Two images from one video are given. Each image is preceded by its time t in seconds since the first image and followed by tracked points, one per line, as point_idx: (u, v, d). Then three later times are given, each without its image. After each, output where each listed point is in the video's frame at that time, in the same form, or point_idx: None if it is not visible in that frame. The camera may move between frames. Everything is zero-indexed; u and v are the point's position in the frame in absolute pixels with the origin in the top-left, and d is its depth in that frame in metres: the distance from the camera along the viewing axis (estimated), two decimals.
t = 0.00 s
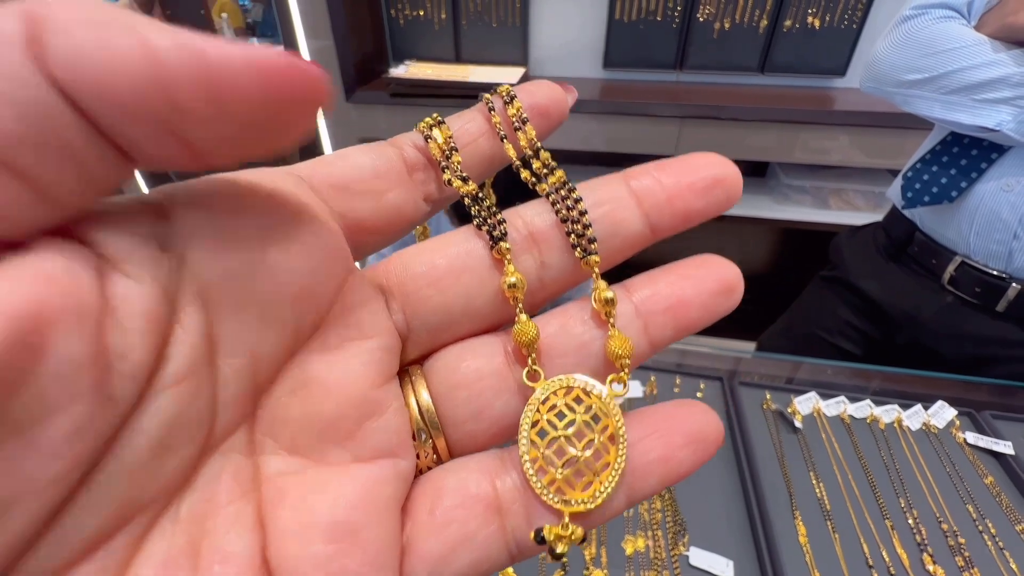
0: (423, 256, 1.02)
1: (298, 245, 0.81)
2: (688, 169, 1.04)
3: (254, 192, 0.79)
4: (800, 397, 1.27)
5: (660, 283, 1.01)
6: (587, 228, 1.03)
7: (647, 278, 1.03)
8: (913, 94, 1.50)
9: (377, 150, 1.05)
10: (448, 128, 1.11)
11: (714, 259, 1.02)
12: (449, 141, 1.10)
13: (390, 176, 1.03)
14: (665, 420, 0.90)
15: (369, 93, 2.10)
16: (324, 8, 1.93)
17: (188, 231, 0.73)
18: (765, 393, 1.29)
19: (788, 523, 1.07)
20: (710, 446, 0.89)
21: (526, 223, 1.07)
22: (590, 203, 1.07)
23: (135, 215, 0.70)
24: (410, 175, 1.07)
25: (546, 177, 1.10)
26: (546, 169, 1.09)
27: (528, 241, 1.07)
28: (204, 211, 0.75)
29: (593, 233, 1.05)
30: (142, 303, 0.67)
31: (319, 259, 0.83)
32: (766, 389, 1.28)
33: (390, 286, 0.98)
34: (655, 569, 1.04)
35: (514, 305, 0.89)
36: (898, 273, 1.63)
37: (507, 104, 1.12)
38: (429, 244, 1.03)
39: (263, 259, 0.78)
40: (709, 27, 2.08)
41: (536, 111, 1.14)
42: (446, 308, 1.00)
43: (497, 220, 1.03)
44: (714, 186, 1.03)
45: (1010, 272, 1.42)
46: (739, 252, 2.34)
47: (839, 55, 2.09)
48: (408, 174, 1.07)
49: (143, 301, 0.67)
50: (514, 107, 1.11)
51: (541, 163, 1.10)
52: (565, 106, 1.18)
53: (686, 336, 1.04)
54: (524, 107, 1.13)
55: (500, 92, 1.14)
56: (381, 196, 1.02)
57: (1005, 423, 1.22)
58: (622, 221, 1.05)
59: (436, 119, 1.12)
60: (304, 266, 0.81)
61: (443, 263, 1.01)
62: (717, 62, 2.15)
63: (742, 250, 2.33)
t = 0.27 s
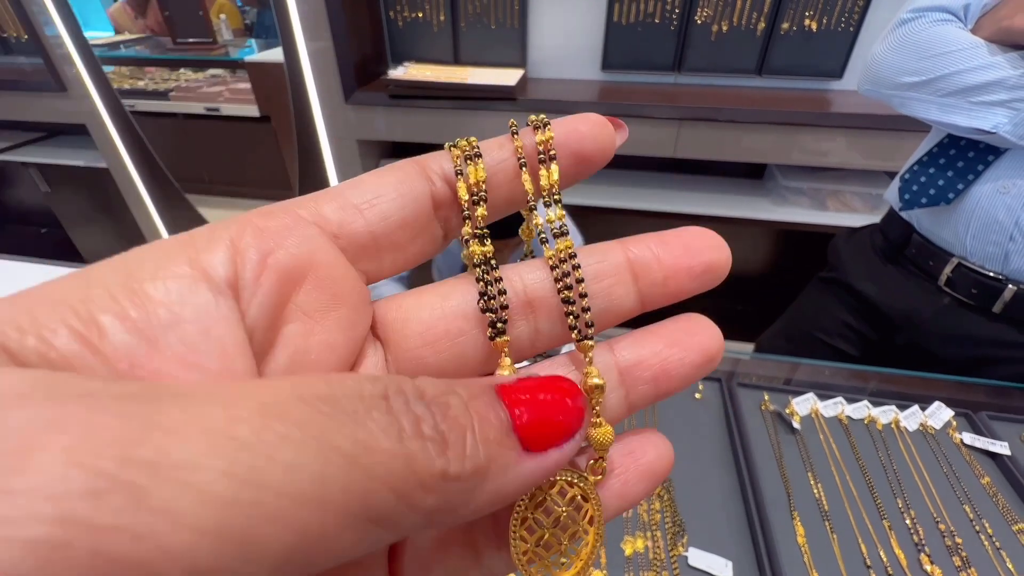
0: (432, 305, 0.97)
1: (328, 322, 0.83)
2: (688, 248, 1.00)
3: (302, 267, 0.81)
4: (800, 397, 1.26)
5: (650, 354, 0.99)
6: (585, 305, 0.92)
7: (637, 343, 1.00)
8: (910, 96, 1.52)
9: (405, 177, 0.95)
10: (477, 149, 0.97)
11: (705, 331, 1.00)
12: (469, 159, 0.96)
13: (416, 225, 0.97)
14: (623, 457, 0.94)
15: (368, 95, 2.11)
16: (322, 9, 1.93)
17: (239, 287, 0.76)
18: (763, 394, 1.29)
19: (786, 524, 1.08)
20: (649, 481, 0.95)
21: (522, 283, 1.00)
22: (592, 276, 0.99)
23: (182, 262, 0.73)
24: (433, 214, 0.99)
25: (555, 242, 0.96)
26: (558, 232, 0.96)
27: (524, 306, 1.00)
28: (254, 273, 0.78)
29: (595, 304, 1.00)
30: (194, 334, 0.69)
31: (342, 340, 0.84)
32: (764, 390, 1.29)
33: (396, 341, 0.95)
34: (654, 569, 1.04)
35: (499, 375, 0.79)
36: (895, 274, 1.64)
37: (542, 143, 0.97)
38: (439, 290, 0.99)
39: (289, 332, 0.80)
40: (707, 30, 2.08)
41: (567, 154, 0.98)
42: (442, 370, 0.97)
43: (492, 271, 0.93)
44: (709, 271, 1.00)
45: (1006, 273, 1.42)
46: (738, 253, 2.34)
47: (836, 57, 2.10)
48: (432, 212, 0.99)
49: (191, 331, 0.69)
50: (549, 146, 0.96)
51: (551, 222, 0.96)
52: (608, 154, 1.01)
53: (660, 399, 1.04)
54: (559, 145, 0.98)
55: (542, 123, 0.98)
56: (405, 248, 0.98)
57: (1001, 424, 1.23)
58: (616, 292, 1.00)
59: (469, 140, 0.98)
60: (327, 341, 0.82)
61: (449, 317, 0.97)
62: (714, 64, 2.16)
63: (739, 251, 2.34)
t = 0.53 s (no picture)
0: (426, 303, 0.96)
1: (325, 333, 0.83)
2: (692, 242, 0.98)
3: (300, 274, 0.80)
4: (798, 398, 1.26)
5: (653, 358, 0.98)
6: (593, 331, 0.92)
7: (640, 345, 0.99)
8: (908, 96, 1.52)
9: (408, 169, 0.94)
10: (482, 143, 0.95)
11: (708, 331, 0.99)
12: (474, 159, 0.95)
13: (416, 222, 0.96)
14: (630, 471, 0.93)
15: (366, 95, 2.10)
16: (318, 9, 1.92)
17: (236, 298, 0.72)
18: (762, 395, 1.29)
19: (786, 526, 1.07)
20: (659, 499, 0.93)
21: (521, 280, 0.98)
22: (595, 271, 0.98)
23: (170, 268, 0.68)
24: (433, 208, 0.98)
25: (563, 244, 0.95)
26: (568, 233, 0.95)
27: (525, 307, 0.99)
28: (249, 281, 0.73)
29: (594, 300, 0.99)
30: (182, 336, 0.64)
31: (338, 350, 0.85)
32: (763, 391, 1.29)
33: (388, 344, 0.95)
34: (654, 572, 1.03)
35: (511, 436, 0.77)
36: (893, 274, 1.63)
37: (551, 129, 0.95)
38: (433, 289, 0.97)
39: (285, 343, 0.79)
40: (705, 30, 2.08)
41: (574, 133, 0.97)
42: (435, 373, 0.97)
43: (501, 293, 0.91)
44: (713, 261, 0.99)
45: (1005, 273, 1.42)
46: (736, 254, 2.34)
47: (834, 58, 2.10)
48: (433, 207, 0.98)
49: (181, 343, 0.63)
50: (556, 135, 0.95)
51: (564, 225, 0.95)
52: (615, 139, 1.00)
53: (667, 401, 1.03)
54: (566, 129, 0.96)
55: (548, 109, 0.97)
56: (404, 247, 0.98)
57: (1001, 424, 1.23)
58: (618, 287, 1.00)
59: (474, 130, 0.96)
60: (325, 353, 0.83)
61: (444, 317, 0.96)
62: (713, 65, 2.16)
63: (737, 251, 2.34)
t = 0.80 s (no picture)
0: (422, 299, 0.95)
1: (322, 337, 0.82)
2: (694, 230, 0.98)
3: (295, 277, 0.80)
4: (796, 399, 1.25)
5: (654, 364, 0.97)
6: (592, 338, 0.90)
7: (640, 350, 0.98)
8: (907, 95, 1.51)
9: (400, 164, 0.93)
10: (464, 146, 0.97)
11: (709, 336, 0.99)
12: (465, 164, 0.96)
13: (410, 215, 0.96)
14: (628, 483, 0.93)
15: (363, 94, 2.09)
16: (317, 8, 1.92)
17: (231, 302, 0.71)
18: (761, 396, 1.28)
19: (785, 528, 1.06)
20: (659, 508, 0.93)
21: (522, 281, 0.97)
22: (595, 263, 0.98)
23: (161, 271, 0.67)
24: (428, 199, 0.98)
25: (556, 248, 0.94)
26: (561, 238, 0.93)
27: (524, 302, 0.98)
28: (244, 283, 0.73)
29: (595, 290, 0.99)
30: (176, 342, 0.62)
31: (336, 353, 0.84)
32: (762, 392, 1.28)
33: (384, 346, 0.94)
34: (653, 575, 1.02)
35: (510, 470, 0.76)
36: (893, 274, 1.63)
37: (517, 132, 0.97)
38: (430, 283, 0.96)
39: (282, 347, 0.78)
40: (704, 30, 2.07)
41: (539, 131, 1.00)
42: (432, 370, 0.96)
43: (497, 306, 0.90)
44: (714, 250, 0.99)
45: (1004, 273, 1.41)
46: (734, 254, 2.34)
47: (832, 59, 2.09)
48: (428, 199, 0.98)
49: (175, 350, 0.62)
50: (527, 141, 0.96)
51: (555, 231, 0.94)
52: (583, 123, 1.03)
53: (668, 408, 1.02)
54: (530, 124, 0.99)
55: (513, 107, 0.98)
56: (399, 241, 0.97)
57: (1000, 425, 1.22)
58: (619, 278, 0.99)
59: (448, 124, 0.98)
60: (322, 356, 0.82)
61: (439, 315, 0.95)
62: (711, 65, 2.16)
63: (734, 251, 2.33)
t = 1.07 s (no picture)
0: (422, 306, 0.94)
1: (319, 342, 0.81)
2: (694, 254, 0.97)
3: (295, 279, 0.77)
4: (796, 400, 1.24)
5: (654, 387, 0.96)
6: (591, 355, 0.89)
7: (641, 373, 0.97)
8: (906, 94, 1.50)
9: (408, 138, 0.86)
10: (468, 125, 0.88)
11: (709, 361, 0.98)
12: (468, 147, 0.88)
13: (420, 194, 0.89)
14: (624, 501, 0.92)
15: (362, 93, 2.08)
16: (316, 8, 1.92)
17: (226, 308, 0.69)
18: (760, 397, 1.27)
19: (784, 531, 1.05)
20: (654, 528, 0.92)
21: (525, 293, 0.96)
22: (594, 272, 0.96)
23: (154, 272, 0.65)
24: (443, 176, 0.91)
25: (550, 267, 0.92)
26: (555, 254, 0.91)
27: (523, 306, 0.97)
28: (240, 287, 0.71)
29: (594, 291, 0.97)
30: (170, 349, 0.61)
31: (333, 356, 0.83)
32: (761, 394, 1.27)
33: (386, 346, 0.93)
34: None
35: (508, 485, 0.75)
36: (893, 274, 1.62)
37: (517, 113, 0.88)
38: (431, 289, 0.96)
39: (278, 351, 0.76)
40: (703, 29, 2.07)
41: (543, 101, 0.92)
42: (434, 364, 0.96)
43: (497, 318, 0.89)
44: (714, 275, 0.98)
45: (1004, 273, 1.41)
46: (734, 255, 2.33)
47: (831, 59, 2.09)
48: (442, 174, 0.91)
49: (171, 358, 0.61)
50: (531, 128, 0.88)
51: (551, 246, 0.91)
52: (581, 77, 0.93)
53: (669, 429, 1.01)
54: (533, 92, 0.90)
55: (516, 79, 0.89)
56: (409, 224, 0.91)
57: (1000, 427, 1.21)
58: (621, 297, 0.98)
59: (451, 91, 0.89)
60: (319, 360, 0.81)
61: (441, 325, 0.95)
62: (710, 65, 2.15)
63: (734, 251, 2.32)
